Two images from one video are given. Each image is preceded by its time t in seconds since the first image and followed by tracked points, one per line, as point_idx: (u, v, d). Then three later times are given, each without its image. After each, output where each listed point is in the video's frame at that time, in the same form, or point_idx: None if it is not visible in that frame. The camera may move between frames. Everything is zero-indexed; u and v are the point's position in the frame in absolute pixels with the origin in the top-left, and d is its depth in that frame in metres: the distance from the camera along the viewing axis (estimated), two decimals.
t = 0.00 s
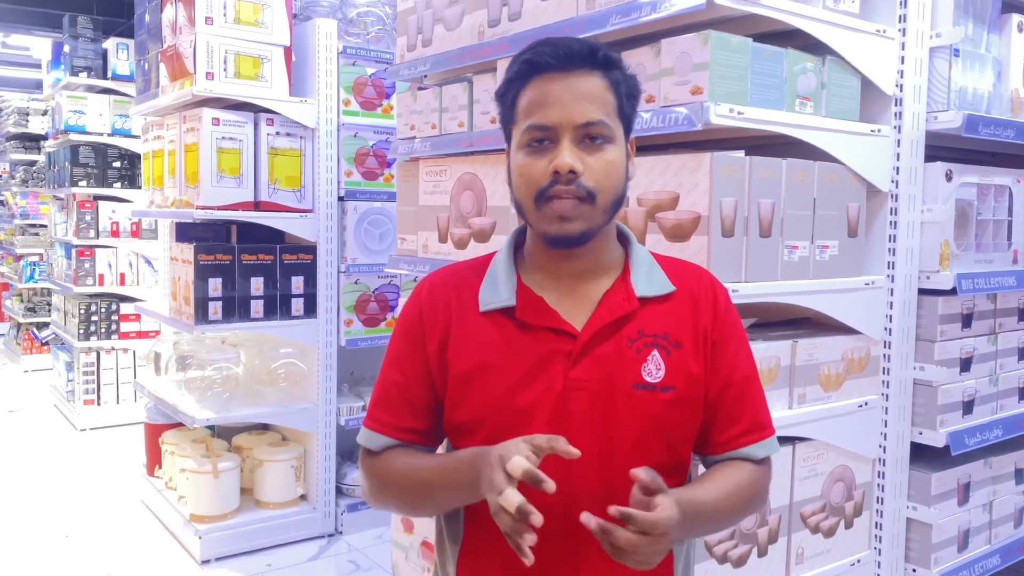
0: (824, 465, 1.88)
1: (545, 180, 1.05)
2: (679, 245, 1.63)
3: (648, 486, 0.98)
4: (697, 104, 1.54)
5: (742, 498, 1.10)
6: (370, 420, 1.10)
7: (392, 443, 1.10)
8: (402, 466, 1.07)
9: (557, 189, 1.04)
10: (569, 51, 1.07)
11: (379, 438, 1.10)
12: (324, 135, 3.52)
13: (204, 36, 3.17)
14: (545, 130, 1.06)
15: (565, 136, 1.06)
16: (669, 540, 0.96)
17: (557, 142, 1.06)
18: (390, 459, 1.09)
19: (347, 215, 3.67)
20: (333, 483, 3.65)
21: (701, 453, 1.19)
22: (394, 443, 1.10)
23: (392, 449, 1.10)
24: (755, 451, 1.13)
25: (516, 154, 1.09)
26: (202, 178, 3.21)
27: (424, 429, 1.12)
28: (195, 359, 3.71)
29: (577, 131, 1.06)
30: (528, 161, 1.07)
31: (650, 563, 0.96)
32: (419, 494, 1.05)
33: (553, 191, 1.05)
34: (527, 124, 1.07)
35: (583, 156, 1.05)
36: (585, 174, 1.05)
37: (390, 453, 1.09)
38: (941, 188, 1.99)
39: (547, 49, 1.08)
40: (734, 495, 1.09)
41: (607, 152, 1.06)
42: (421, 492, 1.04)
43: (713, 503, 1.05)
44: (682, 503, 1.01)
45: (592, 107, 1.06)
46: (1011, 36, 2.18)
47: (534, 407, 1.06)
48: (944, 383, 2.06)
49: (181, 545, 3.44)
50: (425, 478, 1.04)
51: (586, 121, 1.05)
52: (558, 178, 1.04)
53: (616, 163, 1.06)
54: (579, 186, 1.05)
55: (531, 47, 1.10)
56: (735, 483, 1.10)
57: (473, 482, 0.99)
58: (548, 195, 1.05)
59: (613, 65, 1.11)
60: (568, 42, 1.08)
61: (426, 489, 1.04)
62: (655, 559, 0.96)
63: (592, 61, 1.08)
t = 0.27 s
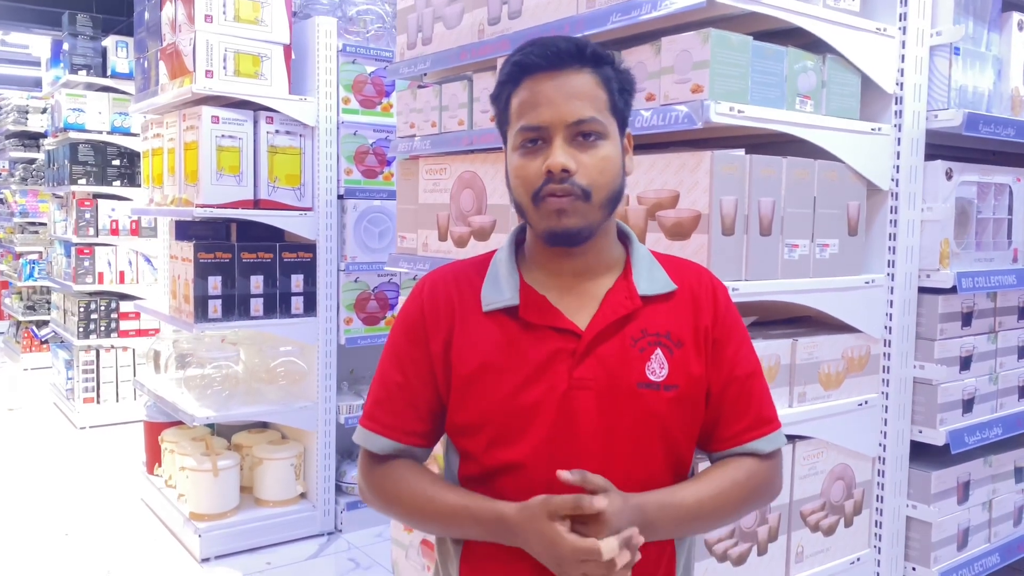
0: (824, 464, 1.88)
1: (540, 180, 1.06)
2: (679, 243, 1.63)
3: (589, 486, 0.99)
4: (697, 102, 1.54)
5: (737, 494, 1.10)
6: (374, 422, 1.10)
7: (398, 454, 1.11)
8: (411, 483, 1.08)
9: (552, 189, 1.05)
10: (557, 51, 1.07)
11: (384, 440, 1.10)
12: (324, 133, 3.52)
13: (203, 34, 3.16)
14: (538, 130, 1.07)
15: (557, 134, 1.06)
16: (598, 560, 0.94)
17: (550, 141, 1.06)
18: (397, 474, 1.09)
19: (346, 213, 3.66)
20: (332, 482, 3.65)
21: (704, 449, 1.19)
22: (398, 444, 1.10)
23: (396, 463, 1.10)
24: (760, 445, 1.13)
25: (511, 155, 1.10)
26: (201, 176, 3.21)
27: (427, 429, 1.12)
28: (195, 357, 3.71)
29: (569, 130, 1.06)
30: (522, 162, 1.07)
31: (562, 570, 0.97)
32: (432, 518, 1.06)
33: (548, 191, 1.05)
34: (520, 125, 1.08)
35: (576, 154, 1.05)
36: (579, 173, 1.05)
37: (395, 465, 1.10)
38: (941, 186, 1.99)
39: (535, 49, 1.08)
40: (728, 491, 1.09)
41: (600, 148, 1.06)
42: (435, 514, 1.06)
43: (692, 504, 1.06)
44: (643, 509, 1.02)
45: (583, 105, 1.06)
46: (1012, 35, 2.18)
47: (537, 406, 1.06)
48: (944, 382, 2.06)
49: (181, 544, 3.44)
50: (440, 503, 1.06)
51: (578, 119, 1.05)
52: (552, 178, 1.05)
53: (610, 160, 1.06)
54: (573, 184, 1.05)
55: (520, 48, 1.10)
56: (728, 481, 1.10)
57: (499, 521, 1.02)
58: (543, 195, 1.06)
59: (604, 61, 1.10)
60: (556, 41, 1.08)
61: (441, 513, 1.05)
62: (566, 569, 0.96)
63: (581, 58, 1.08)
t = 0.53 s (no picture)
0: (823, 461, 1.88)
1: (534, 184, 1.05)
2: (679, 241, 1.63)
3: (588, 491, 0.98)
4: (697, 99, 1.54)
5: (735, 490, 1.10)
6: (373, 422, 1.10)
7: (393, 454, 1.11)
8: (408, 483, 1.08)
9: (546, 193, 1.05)
10: (545, 54, 1.06)
11: (385, 439, 1.09)
12: (324, 130, 3.52)
13: (202, 31, 3.16)
14: (529, 134, 1.07)
15: (549, 138, 1.06)
16: (602, 559, 0.94)
17: (542, 146, 1.06)
18: (394, 474, 1.09)
19: (346, 211, 3.65)
20: (332, 479, 3.66)
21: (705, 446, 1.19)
22: (398, 443, 1.10)
23: (392, 463, 1.10)
24: (760, 443, 1.12)
25: (505, 159, 1.10)
26: (201, 174, 3.21)
27: (426, 428, 1.12)
28: (194, 355, 3.71)
29: (561, 133, 1.06)
30: (516, 166, 1.08)
31: (564, 572, 0.96)
32: (431, 517, 1.06)
33: (542, 195, 1.05)
34: (512, 129, 1.08)
35: (568, 157, 1.05)
36: (573, 175, 1.05)
37: (392, 465, 1.10)
38: (941, 184, 1.99)
39: (522, 52, 1.08)
40: (726, 489, 1.10)
41: (593, 150, 1.06)
42: (435, 515, 1.06)
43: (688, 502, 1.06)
44: (641, 508, 1.02)
45: (574, 107, 1.06)
46: (1012, 33, 2.17)
47: (536, 405, 1.06)
48: (944, 379, 2.06)
49: (180, 542, 3.44)
50: (439, 501, 1.06)
51: (569, 122, 1.05)
52: (545, 182, 1.05)
53: (604, 161, 1.06)
54: (567, 188, 1.05)
55: (509, 51, 1.10)
56: (726, 478, 1.10)
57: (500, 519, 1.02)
58: (538, 199, 1.06)
59: (594, 60, 1.09)
60: (544, 44, 1.08)
61: (439, 511, 1.06)
62: (569, 570, 0.96)
63: (569, 59, 1.07)
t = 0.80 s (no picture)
0: (823, 459, 1.88)
1: (533, 181, 1.05)
2: (679, 239, 1.63)
3: (582, 493, 0.98)
4: (697, 97, 1.54)
5: (735, 489, 1.10)
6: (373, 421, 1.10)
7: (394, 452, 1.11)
8: (408, 479, 1.08)
9: (545, 189, 1.04)
10: (545, 50, 1.06)
11: (385, 438, 1.10)
12: (323, 128, 3.52)
13: (202, 29, 3.16)
14: (529, 130, 1.06)
15: (548, 134, 1.06)
16: (596, 562, 0.93)
17: (541, 142, 1.06)
18: (395, 472, 1.09)
19: (345, 209, 3.65)
20: (331, 477, 3.66)
21: (705, 444, 1.19)
22: (397, 442, 1.10)
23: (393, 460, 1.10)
24: (762, 441, 1.12)
25: (504, 156, 1.10)
26: (200, 172, 3.21)
27: (426, 427, 1.12)
28: (194, 352, 3.71)
29: (560, 130, 1.05)
30: (515, 163, 1.07)
31: (560, 571, 0.96)
32: (431, 515, 1.06)
33: (542, 191, 1.05)
34: (511, 126, 1.08)
35: (567, 153, 1.05)
36: (572, 172, 1.05)
37: (393, 462, 1.10)
38: (941, 182, 1.99)
39: (523, 48, 1.08)
40: (724, 489, 1.09)
41: (592, 147, 1.05)
42: (434, 514, 1.06)
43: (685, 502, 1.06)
44: (638, 508, 1.02)
45: (574, 104, 1.05)
46: (1012, 31, 2.17)
47: (534, 405, 1.06)
48: (944, 378, 2.06)
49: (180, 539, 3.44)
50: (439, 498, 1.06)
51: (569, 118, 1.05)
52: (545, 179, 1.04)
53: (603, 158, 1.06)
54: (566, 185, 1.04)
55: (510, 47, 1.10)
56: (725, 477, 1.10)
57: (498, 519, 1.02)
58: (537, 196, 1.05)
59: (595, 57, 1.09)
60: (544, 40, 1.08)
61: (439, 508, 1.05)
62: (564, 570, 0.96)
63: (570, 56, 1.07)
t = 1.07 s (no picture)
0: (824, 458, 1.88)
1: (539, 171, 1.05)
2: (680, 237, 1.63)
3: (585, 482, 0.98)
4: (698, 95, 1.54)
5: (736, 483, 1.09)
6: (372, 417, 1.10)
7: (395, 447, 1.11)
8: (408, 473, 1.08)
9: (550, 180, 1.04)
10: (560, 42, 1.07)
11: (383, 433, 1.09)
12: (323, 126, 3.51)
13: (201, 27, 3.15)
14: (538, 120, 1.06)
15: (557, 125, 1.06)
16: (599, 550, 0.93)
17: (550, 133, 1.05)
18: (395, 466, 1.09)
19: (345, 208, 3.65)
20: (331, 475, 3.66)
21: (703, 440, 1.19)
22: (396, 437, 1.09)
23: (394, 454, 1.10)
24: (762, 437, 1.12)
25: (510, 146, 1.09)
26: (200, 170, 3.20)
27: (424, 422, 1.12)
28: (194, 351, 3.71)
29: (569, 120, 1.05)
30: (521, 153, 1.07)
31: (561, 561, 0.96)
32: (431, 509, 1.06)
33: (547, 182, 1.04)
34: (519, 115, 1.07)
35: (575, 145, 1.05)
36: (578, 164, 1.05)
37: (393, 457, 1.10)
38: (942, 180, 1.99)
39: (538, 39, 1.08)
40: (724, 483, 1.09)
41: (600, 141, 1.05)
42: (435, 507, 1.05)
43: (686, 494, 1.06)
44: (638, 499, 1.02)
45: (585, 95, 1.05)
46: (1013, 29, 2.17)
47: (534, 400, 1.06)
48: (944, 376, 2.06)
49: (180, 538, 3.44)
50: (440, 491, 1.05)
51: (578, 111, 1.05)
52: (551, 169, 1.04)
53: (610, 153, 1.06)
54: (571, 177, 1.04)
55: (521, 38, 1.10)
56: (726, 471, 1.10)
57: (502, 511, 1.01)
58: (541, 186, 1.05)
59: (606, 54, 1.10)
60: (560, 33, 1.08)
61: (440, 502, 1.05)
62: (565, 559, 0.95)
63: (583, 51, 1.08)
